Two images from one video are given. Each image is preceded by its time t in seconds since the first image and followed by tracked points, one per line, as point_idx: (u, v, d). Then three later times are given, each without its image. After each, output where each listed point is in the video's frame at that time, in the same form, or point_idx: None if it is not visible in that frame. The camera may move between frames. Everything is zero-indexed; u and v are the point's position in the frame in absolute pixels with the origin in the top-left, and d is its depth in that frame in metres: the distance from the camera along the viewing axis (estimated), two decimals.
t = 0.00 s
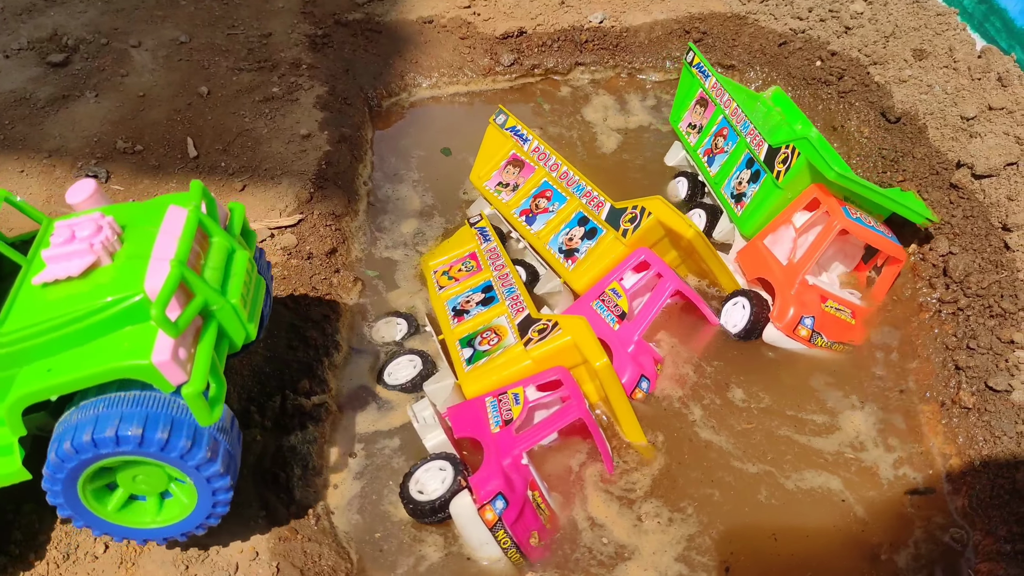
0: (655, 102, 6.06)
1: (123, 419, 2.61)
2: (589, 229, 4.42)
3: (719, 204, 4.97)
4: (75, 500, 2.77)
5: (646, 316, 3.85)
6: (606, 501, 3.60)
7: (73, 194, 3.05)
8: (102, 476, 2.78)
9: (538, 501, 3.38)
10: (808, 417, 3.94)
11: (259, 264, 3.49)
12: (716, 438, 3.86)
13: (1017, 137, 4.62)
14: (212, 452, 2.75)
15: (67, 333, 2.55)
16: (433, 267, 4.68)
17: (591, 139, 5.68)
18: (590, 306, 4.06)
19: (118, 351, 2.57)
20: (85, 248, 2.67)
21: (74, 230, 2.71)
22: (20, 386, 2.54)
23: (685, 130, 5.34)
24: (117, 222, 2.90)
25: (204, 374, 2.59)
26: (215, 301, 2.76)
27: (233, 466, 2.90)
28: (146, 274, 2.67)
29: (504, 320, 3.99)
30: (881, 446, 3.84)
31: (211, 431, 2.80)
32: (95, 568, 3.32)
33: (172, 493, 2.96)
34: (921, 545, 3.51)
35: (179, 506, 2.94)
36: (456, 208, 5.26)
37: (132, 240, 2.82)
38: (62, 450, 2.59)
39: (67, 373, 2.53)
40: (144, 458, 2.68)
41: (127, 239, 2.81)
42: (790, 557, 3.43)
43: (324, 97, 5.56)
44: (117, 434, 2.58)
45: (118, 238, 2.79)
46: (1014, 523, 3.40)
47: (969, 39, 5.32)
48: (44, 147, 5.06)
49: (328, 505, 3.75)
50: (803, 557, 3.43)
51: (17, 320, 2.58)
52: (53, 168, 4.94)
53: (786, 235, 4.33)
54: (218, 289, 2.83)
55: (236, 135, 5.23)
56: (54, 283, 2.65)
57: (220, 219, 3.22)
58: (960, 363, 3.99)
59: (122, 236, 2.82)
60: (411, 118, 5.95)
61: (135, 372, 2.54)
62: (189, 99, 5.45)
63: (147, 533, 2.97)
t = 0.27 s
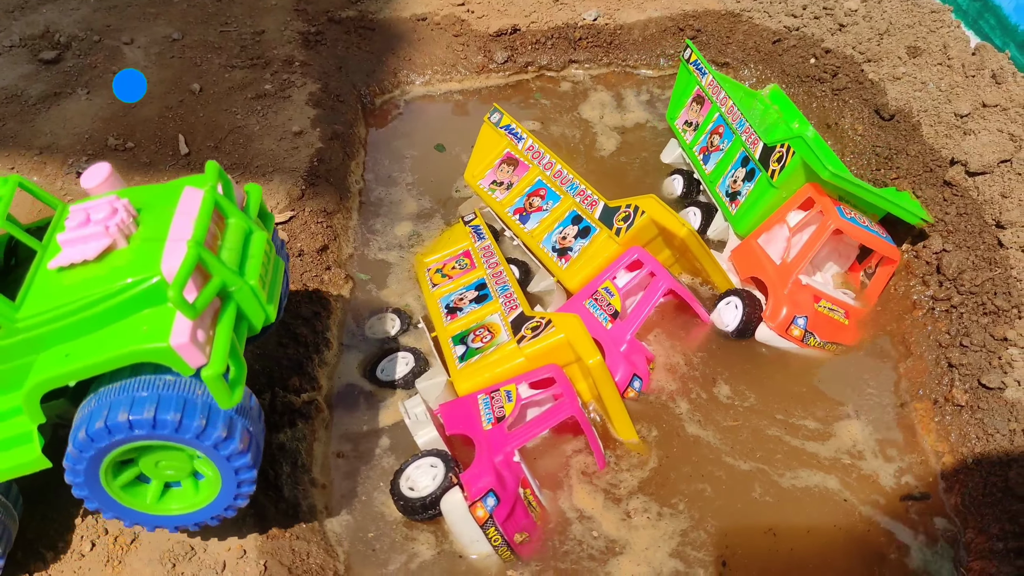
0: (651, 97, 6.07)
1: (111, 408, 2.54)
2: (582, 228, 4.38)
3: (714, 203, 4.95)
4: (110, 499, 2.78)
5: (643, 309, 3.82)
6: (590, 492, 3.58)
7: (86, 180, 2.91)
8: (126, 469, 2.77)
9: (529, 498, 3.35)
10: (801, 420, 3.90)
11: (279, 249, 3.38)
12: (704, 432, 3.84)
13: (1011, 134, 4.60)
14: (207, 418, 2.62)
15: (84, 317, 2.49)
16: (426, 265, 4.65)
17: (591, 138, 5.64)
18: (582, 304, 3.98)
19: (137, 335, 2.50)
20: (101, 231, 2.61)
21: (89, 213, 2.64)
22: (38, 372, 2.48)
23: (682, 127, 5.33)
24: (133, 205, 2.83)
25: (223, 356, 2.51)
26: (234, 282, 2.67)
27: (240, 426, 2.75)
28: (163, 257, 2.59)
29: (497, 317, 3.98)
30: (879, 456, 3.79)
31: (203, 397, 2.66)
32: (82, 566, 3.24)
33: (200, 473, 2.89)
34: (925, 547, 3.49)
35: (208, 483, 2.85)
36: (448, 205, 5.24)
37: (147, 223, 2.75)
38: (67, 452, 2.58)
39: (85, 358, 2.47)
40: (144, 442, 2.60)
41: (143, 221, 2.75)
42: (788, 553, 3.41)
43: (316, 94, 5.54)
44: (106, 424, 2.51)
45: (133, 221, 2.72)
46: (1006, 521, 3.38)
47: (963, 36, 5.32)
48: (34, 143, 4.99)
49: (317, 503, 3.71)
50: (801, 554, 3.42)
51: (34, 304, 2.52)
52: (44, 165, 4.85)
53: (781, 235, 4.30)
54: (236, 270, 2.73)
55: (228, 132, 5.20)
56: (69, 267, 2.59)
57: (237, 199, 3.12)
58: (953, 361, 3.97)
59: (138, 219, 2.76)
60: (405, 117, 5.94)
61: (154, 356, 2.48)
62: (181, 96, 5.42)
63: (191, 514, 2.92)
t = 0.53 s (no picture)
0: (648, 99, 6.06)
1: (61, 423, 2.54)
2: (576, 228, 4.36)
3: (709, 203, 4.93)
4: (97, 515, 2.79)
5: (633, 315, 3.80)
6: (587, 492, 3.56)
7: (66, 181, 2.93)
8: (104, 483, 2.77)
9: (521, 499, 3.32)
10: (795, 424, 3.87)
11: (260, 252, 3.34)
12: (696, 431, 3.83)
13: (1006, 135, 4.59)
14: (149, 414, 2.54)
15: (57, 321, 2.46)
16: (420, 265, 4.62)
17: (592, 140, 5.61)
18: (576, 305, 4.00)
19: (110, 340, 2.47)
20: (77, 235, 2.58)
21: (66, 216, 2.62)
22: (10, 375, 2.45)
23: (677, 126, 5.31)
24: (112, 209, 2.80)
25: (196, 363, 2.46)
26: (211, 288, 2.62)
27: (191, 416, 2.65)
28: (139, 261, 2.56)
29: (490, 318, 3.94)
30: (873, 458, 3.75)
31: (147, 395, 2.59)
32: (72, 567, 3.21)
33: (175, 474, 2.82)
34: (915, 554, 3.44)
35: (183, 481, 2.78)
36: (442, 205, 5.23)
37: (125, 227, 2.73)
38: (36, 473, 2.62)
39: (60, 361, 2.44)
40: (100, 450, 2.56)
41: (121, 226, 2.73)
42: (784, 553, 3.40)
43: (310, 93, 5.52)
44: (55, 441, 2.50)
45: (111, 225, 2.70)
46: (1000, 524, 3.36)
47: (958, 37, 5.31)
48: (27, 143, 4.95)
49: (308, 504, 3.68)
50: (797, 553, 3.40)
51: (7, 308, 2.50)
52: (36, 164, 4.81)
53: (775, 235, 4.28)
54: (214, 276, 2.67)
55: (221, 131, 5.17)
56: (45, 271, 2.57)
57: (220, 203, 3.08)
58: (947, 362, 3.96)
59: (115, 223, 2.74)
60: (399, 117, 5.94)
61: (127, 361, 2.44)
62: (174, 95, 5.39)
63: (179, 516, 2.85)
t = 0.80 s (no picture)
0: (644, 102, 6.06)
1: (13, 438, 2.53)
2: (571, 230, 4.35)
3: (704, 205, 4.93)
4: (47, 531, 2.77)
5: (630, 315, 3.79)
6: (579, 496, 3.54)
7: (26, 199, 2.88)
8: (56, 499, 2.76)
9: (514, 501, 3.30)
10: (786, 425, 3.87)
11: (218, 275, 3.34)
12: (680, 429, 3.83)
13: (1000, 138, 4.59)
14: (101, 432, 2.54)
15: (13, 338, 2.45)
16: (416, 267, 4.62)
17: (588, 142, 5.61)
18: (571, 308, 3.99)
19: (65, 360, 2.47)
20: (39, 253, 2.54)
21: (29, 234, 2.58)
22: None
23: (672, 129, 5.31)
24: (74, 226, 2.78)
25: (152, 386, 2.49)
26: (171, 310, 2.63)
27: (144, 436, 2.64)
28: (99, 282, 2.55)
29: (485, 319, 3.94)
30: (865, 463, 3.74)
31: (99, 414, 2.58)
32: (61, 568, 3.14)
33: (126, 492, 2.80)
34: (902, 562, 3.41)
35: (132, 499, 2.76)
36: (436, 206, 5.23)
37: (87, 245, 2.71)
38: None
39: (17, 378, 2.44)
40: (51, 468, 2.56)
41: (83, 245, 2.70)
42: (771, 554, 3.38)
43: (306, 95, 5.52)
44: (7, 457, 2.50)
45: (73, 243, 2.67)
46: (994, 526, 3.34)
47: (954, 39, 5.30)
48: (21, 143, 4.93)
49: (300, 505, 3.66)
50: (784, 554, 3.39)
51: None
52: (30, 165, 4.79)
53: (770, 237, 4.28)
54: (174, 298, 2.69)
55: (216, 132, 5.16)
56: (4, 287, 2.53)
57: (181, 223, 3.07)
58: (942, 364, 3.95)
59: (79, 242, 2.71)
60: (395, 118, 5.94)
61: (84, 381, 2.46)
62: (170, 96, 5.38)
63: (128, 533, 2.83)
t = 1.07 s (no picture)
0: (647, 101, 6.05)
1: (20, 442, 2.50)
2: (570, 229, 4.34)
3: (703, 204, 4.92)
4: (49, 533, 2.75)
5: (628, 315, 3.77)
6: (567, 497, 3.53)
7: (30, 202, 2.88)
8: (61, 501, 2.73)
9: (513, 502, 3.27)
10: (783, 425, 3.86)
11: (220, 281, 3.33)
12: (674, 431, 3.82)
13: (1000, 137, 4.58)
14: (110, 438, 2.52)
15: (21, 342, 2.41)
16: (414, 266, 4.61)
17: (586, 142, 5.59)
18: (570, 306, 3.96)
19: (73, 364, 2.44)
20: (47, 258, 2.53)
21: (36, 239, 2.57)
22: None
23: (672, 128, 5.30)
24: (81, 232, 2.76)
25: (161, 391, 2.47)
26: (178, 317, 2.62)
27: (151, 440, 2.63)
28: (109, 287, 2.54)
29: (483, 318, 3.92)
30: (867, 472, 3.73)
31: (107, 419, 2.56)
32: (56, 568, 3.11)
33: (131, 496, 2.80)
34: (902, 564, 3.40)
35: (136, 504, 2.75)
36: (434, 206, 5.21)
37: (95, 251, 2.70)
38: None
39: (24, 383, 2.40)
40: (58, 472, 2.53)
41: (90, 250, 2.69)
42: (769, 556, 3.37)
43: (304, 94, 5.51)
44: (14, 460, 2.48)
45: (80, 248, 2.66)
46: (994, 526, 3.32)
47: (954, 39, 5.30)
48: (19, 141, 4.90)
49: (296, 505, 3.64)
50: (782, 557, 3.37)
51: None
52: (28, 163, 4.76)
53: (769, 237, 4.26)
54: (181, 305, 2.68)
55: (214, 131, 5.14)
56: (11, 291, 2.51)
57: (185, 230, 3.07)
58: (942, 364, 3.93)
59: (85, 246, 2.70)
60: (395, 118, 5.94)
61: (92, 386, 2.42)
62: (169, 95, 5.37)
63: (132, 537, 2.82)
